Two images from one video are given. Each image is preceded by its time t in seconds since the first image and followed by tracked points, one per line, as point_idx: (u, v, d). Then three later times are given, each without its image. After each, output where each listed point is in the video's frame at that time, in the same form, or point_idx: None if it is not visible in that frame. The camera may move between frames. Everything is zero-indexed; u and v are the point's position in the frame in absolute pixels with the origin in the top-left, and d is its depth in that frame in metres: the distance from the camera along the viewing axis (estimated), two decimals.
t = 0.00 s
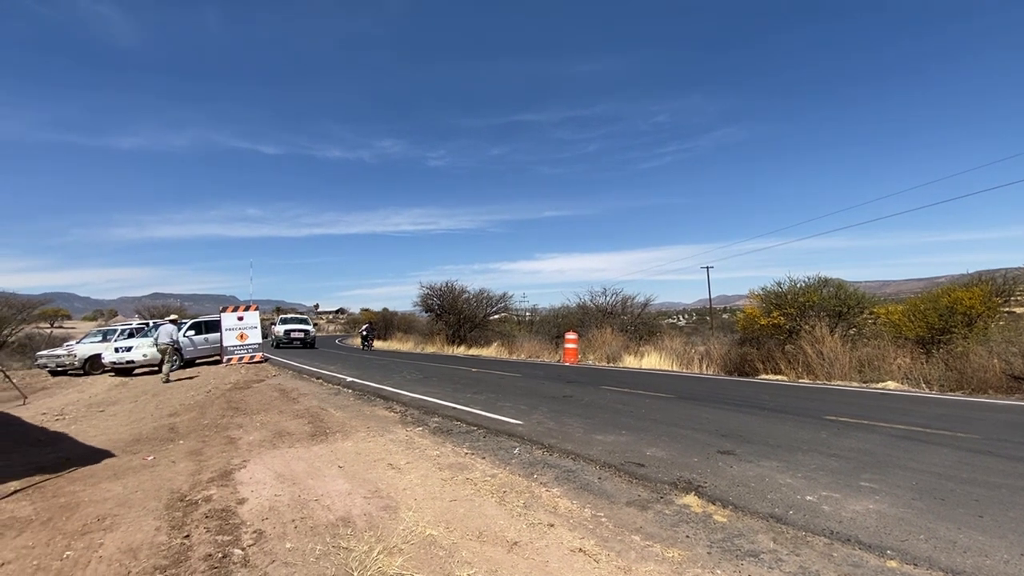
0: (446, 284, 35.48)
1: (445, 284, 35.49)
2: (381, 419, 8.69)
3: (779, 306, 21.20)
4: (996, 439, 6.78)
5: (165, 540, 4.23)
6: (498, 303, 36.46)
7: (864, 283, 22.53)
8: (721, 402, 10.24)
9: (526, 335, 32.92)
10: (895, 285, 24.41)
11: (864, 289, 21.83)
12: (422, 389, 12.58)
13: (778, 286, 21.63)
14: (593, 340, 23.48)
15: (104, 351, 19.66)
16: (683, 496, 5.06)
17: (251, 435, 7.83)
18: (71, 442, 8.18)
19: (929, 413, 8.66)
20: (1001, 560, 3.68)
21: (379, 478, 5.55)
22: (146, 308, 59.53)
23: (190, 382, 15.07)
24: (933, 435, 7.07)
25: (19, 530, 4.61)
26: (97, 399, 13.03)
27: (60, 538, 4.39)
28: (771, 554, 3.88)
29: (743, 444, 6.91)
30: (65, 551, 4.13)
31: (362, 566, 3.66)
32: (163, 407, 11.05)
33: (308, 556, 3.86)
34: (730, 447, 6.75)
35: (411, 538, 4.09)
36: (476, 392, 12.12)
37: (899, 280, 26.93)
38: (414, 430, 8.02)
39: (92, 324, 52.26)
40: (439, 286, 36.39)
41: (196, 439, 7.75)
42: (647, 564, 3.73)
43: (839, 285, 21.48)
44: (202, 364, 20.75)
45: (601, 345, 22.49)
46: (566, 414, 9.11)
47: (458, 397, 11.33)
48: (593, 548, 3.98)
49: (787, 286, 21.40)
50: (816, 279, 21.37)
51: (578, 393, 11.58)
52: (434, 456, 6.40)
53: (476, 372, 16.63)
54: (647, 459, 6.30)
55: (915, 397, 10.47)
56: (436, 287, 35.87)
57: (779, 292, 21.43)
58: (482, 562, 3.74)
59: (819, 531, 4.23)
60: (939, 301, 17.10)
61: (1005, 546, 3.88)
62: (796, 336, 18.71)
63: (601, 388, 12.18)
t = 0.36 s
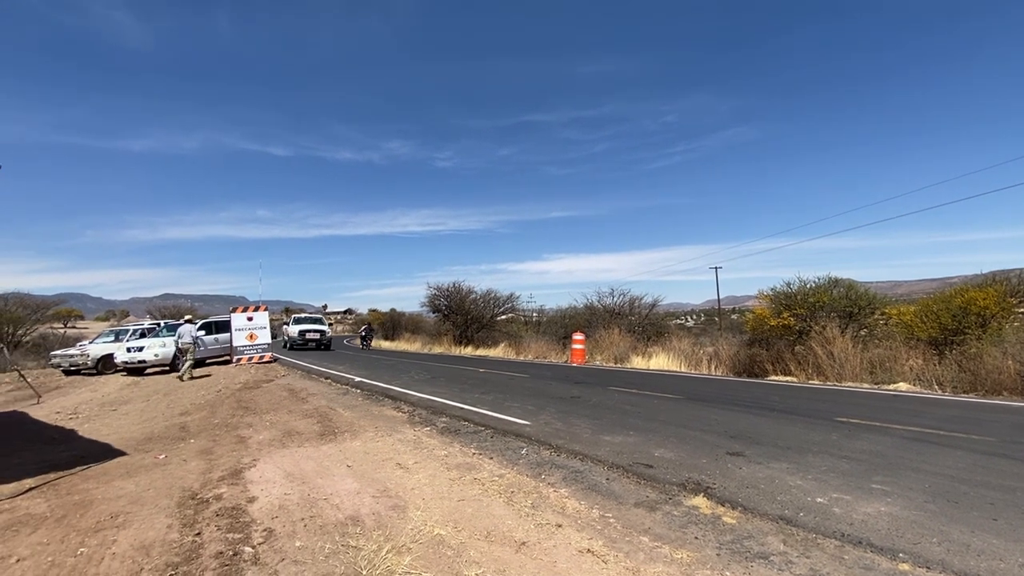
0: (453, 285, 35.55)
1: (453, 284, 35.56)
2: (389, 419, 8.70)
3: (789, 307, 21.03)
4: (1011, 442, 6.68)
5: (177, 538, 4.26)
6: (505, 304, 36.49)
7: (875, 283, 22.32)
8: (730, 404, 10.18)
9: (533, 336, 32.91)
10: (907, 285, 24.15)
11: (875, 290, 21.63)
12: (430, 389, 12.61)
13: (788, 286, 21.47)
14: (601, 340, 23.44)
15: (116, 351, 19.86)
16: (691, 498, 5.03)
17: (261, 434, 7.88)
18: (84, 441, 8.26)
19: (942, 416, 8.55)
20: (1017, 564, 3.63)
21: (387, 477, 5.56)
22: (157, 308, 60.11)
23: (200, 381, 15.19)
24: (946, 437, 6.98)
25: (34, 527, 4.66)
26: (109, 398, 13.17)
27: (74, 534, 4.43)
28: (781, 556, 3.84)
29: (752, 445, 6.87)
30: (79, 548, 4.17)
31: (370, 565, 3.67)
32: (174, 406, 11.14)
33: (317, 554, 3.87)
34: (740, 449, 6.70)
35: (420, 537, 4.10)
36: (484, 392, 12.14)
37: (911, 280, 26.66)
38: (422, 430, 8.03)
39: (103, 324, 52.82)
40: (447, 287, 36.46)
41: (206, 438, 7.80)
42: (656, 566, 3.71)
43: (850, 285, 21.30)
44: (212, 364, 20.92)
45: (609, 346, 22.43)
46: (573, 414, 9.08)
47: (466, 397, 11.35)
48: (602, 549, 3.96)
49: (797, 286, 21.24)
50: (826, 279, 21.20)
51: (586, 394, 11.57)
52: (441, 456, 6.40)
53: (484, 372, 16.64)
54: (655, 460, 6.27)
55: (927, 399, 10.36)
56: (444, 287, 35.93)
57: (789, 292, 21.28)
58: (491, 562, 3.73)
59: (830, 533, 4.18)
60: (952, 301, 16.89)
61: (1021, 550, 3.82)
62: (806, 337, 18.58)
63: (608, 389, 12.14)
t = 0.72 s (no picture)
0: (460, 285, 35.60)
1: (460, 284, 35.61)
2: (397, 419, 8.71)
3: (798, 307, 20.88)
4: None
5: (188, 535, 4.29)
6: (512, 304, 36.50)
7: (886, 283, 22.13)
8: (740, 404, 10.12)
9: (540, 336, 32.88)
10: (918, 285, 23.93)
11: (886, 290, 21.45)
12: (438, 389, 12.62)
13: (798, 286, 21.30)
14: (608, 341, 23.39)
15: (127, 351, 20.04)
16: (701, 499, 5.00)
17: (270, 433, 7.92)
18: (97, 439, 8.34)
19: (955, 417, 8.45)
20: None
21: (396, 477, 5.57)
22: (168, 308, 60.60)
23: (211, 381, 15.29)
24: (959, 439, 6.90)
25: (49, 524, 4.71)
26: (121, 397, 13.28)
27: (88, 532, 4.47)
28: (792, 559, 3.81)
29: (762, 447, 6.82)
30: (93, 545, 4.21)
31: (379, 564, 3.68)
32: (185, 405, 11.22)
33: (327, 553, 3.89)
34: (749, 450, 6.66)
35: (429, 536, 4.10)
36: (492, 392, 12.13)
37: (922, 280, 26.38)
38: (430, 429, 8.03)
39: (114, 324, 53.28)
40: (454, 287, 36.50)
41: (216, 437, 7.85)
42: (666, 567, 3.69)
43: (860, 285, 21.14)
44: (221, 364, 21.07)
45: (616, 346, 22.37)
46: (581, 415, 9.06)
47: (474, 397, 11.35)
48: (611, 550, 3.95)
49: (806, 286, 21.09)
50: (836, 279, 21.04)
51: (594, 394, 11.55)
52: (450, 455, 6.40)
53: (491, 372, 16.64)
54: (664, 461, 6.24)
55: (939, 401, 10.24)
56: (451, 287, 35.98)
57: (798, 292, 21.13)
58: (499, 562, 3.73)
59: (842, 536, 4.15)
60: (964, 301, 16.70)
61: None
62: (816, 337, 18.44)
63: (616, 390, 12.11)
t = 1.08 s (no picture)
0: (468, 286, 35.65)
1: (468, 285, 35.66)
2: (406, 419, 8.73)
3: (809, 307, 20.73)
4: None
5: (200, 533, 4.32)
6: (520, 304, 36.53)
7: (898, 283, 21.91)
8: (750, 405, 10.05)
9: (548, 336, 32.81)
10: (931, 285, 23.64)
11: (898, 290, 21.23)
12: (446, 389, 12.64)
13: (808, 286, 21.11)
14: (616, 341, 23.33)
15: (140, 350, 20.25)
16: (711, 500, 4.97)
17: (280, 432, 7.97)
18: (111, 438, 8.43)
19: (970, 419, 8.34)
20: None
21: (405, 476, 5.58)
22: (179, 309, 61.15)
23: (222, 380, 15.41)
24: (973, 441, 6.80)
25: (64, 521, 4.76)
26: (134, 396, 13.41)
27: (102, 530, 4.52)
28: (804, 561, 3.78)
29: (773, 448, 6.75)
30: (107, 542, 4.25)
31: (389, 563, 3.68)
32: (196, 405, 11.31)
33: (337, 552, 3.90)
34: (760, 451, 6.61)
35: (438, 536, 4.10)
36: (500, 392, 12.13)
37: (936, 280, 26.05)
38: (438, 429, 8.03)
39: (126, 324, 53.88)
40: (461, 287, 36.52)
41: (228, 436, 7.91)
42: (675, 568, 3.67)
43: (872, 285, 20.95)
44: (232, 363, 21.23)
45: (625, 346, 22.28)
46: (590, 415, 9.02)
47: (482, 397, 11.36)
48: (620, 551, 3.93)
49: (817, 286, 20.93)
50: (847, 279, 20.88)
51: (602, 394, 11.52)
52: (458, 455, 6.40)
53: (500, 372, 16.64)
54: (673, 462, 6.21)
55: (952, 402, 10.11)
56: (458, 287, 36.04)
57: (809, 292, 20.98)
58: (509, 562, 3.72)
59: (855, 538, 4.10)
60: (979, 301, 16.44)
61: None
62: (827, 338, 18.30)
63: (625, 390, 12.06)
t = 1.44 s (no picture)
0: (475, 286, 35.67)
1: (475, 285, 35.68)
2: (413, 418, 8.72)
3: (819, 307, 20.54)
4: None
5: (210, 532, 4.32)
6: (527, 304, 36.53)
7: (911, 283, 21.67)
8: (760, 406, 9.96)
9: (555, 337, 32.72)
10: (944, 284, 23.36)
11: (911, 290, 20.99)
12: (454, 389, 12.62)
13: (819, 286, 20.92)
14: (624, 341, 23.24)
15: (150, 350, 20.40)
16: (722, 502, 4.91)
17: (289, 431, 7.99)
18: (122, 436, 8.48)
19: (985, 420, 8.20)
20: None
21: (412, 476, 5.56)
22: (189, 309, 61.62)
23: (231, 379, 15.49)
24: (989, 443, 6.69)
25: (76, 519, 4.80)
26: (144, 395, 13.51)
27: (113, 528, 4.53)
28: (818, 564, 3.72)
29: (784, 449, 6.67)
30: (118, 540, 4.27)
31: (397, 564, 3.66)
32: (206, 403, 11.37)
33: (346, 551, 3.89)
34: (771, 452, 6.53)
35: (447, 536, 4.08)
36: (508, 392, 12.10)
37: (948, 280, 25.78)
38: (446, 429, 8.02)
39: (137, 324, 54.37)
40: (469, 287, 36.54)
41: (237, 435, 7.94)
42: (686, 571, 3.62)
43: (884, 285, 20.74)
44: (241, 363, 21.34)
45: (633, 346, 22.18)
46: (597, 416, 8.96)
47: (489, 397, 11.33)
48: (630, 552, 3.89)
49: (828, 286, 20.75)
50: (858, 279, 20.68)
51: (611, 394, 11.46)
52: (466, 455, 6.37)
53: (507, 372, 16.61)
54: (683, 463, 6.16)
55: (965, 403, 9.99)
56: (466, 287, 36.06)
57: (819, 292, 20.80)
58: (518, 563, 3.70)
59: (869, 542, 4.04)
60: (994, 301, 16.17)
61: None
62: (838, 338, 18.13)
63: (633, 390, 11.98)
